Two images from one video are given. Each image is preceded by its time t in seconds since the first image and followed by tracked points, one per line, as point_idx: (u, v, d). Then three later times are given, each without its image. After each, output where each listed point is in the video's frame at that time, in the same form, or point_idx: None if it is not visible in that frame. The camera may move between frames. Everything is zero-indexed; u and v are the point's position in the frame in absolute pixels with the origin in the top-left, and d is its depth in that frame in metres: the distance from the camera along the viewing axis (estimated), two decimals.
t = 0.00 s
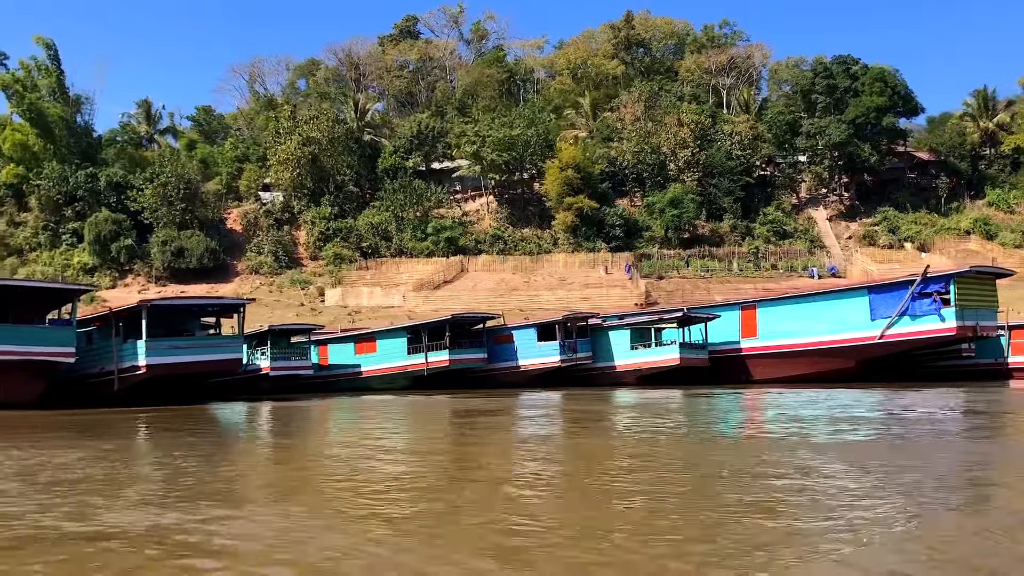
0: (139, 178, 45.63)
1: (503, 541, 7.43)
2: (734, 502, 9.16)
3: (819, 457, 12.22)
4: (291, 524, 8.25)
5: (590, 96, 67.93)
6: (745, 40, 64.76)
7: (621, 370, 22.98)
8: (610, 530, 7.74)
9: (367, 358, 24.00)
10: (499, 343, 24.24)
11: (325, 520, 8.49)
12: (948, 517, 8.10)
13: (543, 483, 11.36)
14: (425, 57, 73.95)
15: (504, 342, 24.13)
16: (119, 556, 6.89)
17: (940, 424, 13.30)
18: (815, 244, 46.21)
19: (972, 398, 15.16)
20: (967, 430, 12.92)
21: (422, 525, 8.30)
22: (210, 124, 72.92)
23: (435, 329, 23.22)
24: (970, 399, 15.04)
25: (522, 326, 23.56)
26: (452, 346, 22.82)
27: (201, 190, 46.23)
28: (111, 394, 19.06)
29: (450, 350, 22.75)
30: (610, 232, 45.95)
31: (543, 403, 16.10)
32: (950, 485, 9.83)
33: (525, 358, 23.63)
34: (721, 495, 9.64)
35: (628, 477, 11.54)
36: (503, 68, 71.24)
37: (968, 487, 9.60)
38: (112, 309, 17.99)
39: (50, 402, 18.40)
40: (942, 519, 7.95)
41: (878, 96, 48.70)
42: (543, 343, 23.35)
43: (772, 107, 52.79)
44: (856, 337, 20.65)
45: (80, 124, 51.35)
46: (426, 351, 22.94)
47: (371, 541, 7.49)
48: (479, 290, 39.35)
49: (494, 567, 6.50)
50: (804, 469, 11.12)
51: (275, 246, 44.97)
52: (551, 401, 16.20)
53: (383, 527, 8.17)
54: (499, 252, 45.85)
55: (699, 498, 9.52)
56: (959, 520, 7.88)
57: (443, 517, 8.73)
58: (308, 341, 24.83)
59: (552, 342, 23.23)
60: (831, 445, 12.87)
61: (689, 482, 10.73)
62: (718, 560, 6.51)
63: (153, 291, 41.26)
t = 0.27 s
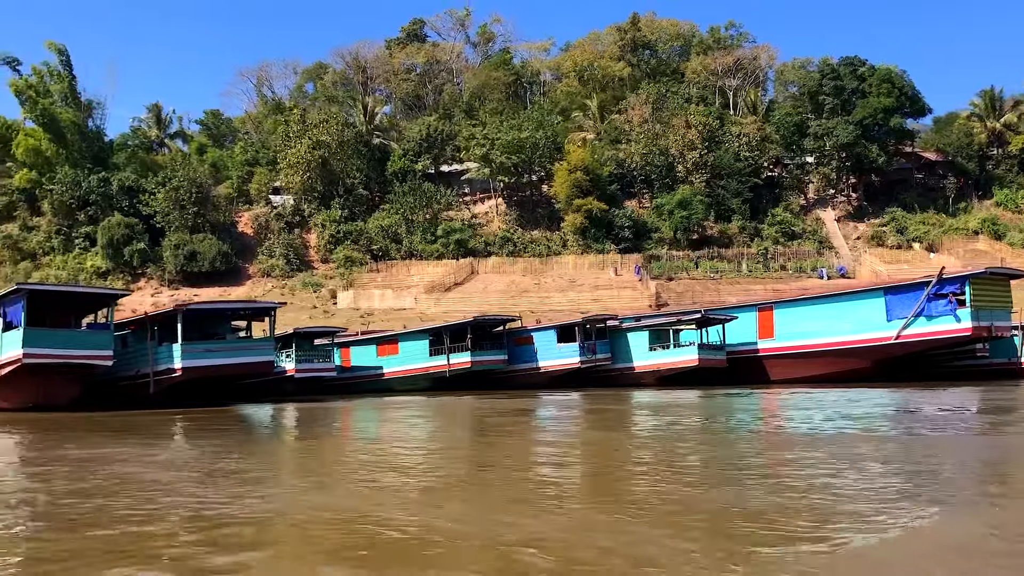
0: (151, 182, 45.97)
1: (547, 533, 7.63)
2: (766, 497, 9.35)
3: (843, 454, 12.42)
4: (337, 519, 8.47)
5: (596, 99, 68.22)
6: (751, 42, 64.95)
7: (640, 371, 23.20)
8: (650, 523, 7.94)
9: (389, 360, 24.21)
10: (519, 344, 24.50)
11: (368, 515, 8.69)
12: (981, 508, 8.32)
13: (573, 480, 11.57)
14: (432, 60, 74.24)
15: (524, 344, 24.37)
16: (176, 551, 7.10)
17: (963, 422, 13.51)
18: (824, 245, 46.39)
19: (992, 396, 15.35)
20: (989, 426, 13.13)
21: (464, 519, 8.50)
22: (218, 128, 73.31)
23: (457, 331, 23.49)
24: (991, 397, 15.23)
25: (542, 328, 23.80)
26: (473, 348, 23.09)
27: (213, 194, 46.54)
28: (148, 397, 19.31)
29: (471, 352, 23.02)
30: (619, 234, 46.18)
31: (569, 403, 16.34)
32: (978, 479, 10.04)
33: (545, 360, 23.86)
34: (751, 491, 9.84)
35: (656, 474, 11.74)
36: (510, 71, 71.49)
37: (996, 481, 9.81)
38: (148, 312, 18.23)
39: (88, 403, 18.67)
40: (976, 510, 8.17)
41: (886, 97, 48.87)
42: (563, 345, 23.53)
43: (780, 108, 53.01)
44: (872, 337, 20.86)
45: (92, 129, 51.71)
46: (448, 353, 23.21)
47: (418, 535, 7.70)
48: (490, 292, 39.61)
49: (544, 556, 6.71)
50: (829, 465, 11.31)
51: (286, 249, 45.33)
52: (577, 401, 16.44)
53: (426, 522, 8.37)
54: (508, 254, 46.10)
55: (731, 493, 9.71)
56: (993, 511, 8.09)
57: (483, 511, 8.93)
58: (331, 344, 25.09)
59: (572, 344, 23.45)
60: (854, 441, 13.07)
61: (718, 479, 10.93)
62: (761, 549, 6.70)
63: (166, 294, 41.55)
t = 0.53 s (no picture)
0: (163, 187, 46.35)
1: (589, 528, 7.82)
2: (798, 495, 9.52)
3: (865, 454, 12.59)
4: (380, 518, 8.66)
5: (603, 104, 68.57)
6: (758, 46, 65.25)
7: (658, 374, 23.38)
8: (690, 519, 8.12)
9: (411, 363, 24.54)
10: (538, 348, 24.73)
11: (409, 514, 8.88)
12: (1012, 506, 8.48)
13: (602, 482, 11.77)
14: (440, 65, 74.64)
15: (543, 347, 24.62)
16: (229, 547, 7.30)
17: (984, 422, 13.66)
18: (832, 248, 46.58)
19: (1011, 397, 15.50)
20: (1010, 427, 13.29)
21: (503, 518, 8.68)
22: (227, 133, 73.78)
23: (478, 334, 23.75)
24: (1009, 399, 15.38)
25: (560, 332, 24.05)
26: (493, 351, 23.36)
27: (224, 199, 46.91)
28: (180, 401, 19.49)
29: (492, 355, 23.29)
30: (628, 238, 46.40)
31: (594, 405, 16.57)
32: (1004, 478, 10.20)
33: (564, 363, 24.09)
34: (781, 488, 10.01)
35: (684, 476, 11.93)
36: (517, 75, 71.83)
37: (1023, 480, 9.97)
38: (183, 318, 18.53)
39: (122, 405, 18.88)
40: (1007, 507, 8.33)
41: (893, 101, 49.11)
42: (582, 348, 23.73)
43: (787, 112, 53.29)
44: (888, 341, 21.00)
45: (104, 135, 52.15)
46: (470, 356, 23.49)
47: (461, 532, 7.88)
48: (501, 296, 39.89)
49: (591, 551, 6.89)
50: (856, 466, 11.46)
51: (298, 254, 45.69)
52: (601, 404, 16.64)
53: (467, 519, 8.55)
54: (518, 258, 46.37)
55: (763, 491, 9.87)
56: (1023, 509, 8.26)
57: (521, 510, 9.10)
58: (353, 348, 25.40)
59: (591, 347, 23.65)
60: (877, 442, 13.25)
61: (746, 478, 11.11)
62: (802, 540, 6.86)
63: (179, 298, 41.87)
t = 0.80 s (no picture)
0: (175, 193, 46.74)
1: (623, 526, 7.98)
2: (824, 495, 9.72)
3: (885, 457, 12.73)
4: (414, 516, 8.83)
5: (609, 109, 68.97)
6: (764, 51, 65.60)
7: (674, 378, 23.57)
8: (721, 518, 8.28)
9: (430, 366, 24.85)
10: (555, 351, 25.22)
11: (442, 513, 9.05)
12: None
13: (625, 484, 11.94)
14: (446, 70, 75.01)
15: (561, 350, 25.07)
16: (273, 545, 7.48)
17: (1001, 425, 13.85)
18: (838, 252, 46.84)
19: None
20: None
21: (539, 516, 8.89)
22: (234, 138, 74.24)
23: (496, 338, 24.04)
24: None
25: (578, 335, 24.47)
26: (512, 354, 23.68)
27: (235, 204, 47.27)
28: (207, 403, 19.83)
29: (511, 358, 23.61)
30: (635, 242, 46.65)
31: (617, 408, 16.81)
32: None
33: (582, 366, 24.55)
34: (805, 489, 10.16)
35: (706, 477, 12.09)
36: (523, 80, 72.19)
37: None
38: (214, 323, 18.92)
39: (152, 406, 19.23)
40: None
41: (899, 107, 49.39)
42: (600, 351, 24.16)
43: (793, 117, 53.62)
44: (901, 344, 21.25)
45: (114, 140, 52.57)
46: (489, 360, 23.83)
47: (498, 530, 8.04)
48: (510, 300, 40.17)
49: (629, 547, 7.05)
50: (878, 467, 11.66)
51: (308, 258, 46.03)
52: (624, 407, 16.89)
53: (500, 518, 8.71)
54: (526, 262, 46.67)
55: (788, 491, 10.03)
56: None
57: (552, 508, 9.28)
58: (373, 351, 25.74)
59: (608, 351, 24.04)
60: (895, 445, 13.40)
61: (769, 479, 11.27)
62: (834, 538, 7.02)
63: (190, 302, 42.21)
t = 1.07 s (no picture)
0: (183, 195, 47.09)
1: (655, 522, 8.19)
2: (845, 492, 9.94)
3: (901, 459, 12.96)
4: (447, 512, 9.03)
5: (613, 112, 69.31)
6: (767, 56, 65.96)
7: (687, 380, 23.69)
8: (750, 514, 8.48)
9: (446, 368, 25.13)
10: (571, 354, 25.56)
11: (475, 510, 9.26)
12: None
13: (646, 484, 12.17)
14: (451, 74, 75.27)
15: (576, 353, 25.43)
16: (316, 536, 7.69)
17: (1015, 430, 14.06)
18: (842, 256, 47.09)
19: None
20: None
21: (571, 513, 9.11)
22: (239, 140, 74.57)
23: (513, 340, 24.29)
24: None
25: (593, 338, 24.81)
26: (528, 357, 23.94)
27: (242, 207, 47.59)
28: (236, 403, 20.14)
29: (526, 360, 23.86)
30: (640, 245, 46.92)
31: (636, 410, 17.03)
32: None
33: (597, 368, 24.86)
34: (826, 488, 10.38)
35: (726, 478, 12.30)
36: (527, 84, 72.52)
37: None
38: (243, 324, 19.16)
39: (185, 407, 19.56)
40: None
41: (903, 111, 49.70)
42: (614, 354, 24.51)
43: (796, 121, 53.94)
44: (911, 347, 21.49)
45: (122, 143, 52.89)
46: (504, 362, 24.09)
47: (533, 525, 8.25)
48: (517, 302, 40.41)
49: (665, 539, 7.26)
50: (895, 467, 11.86)
51: (315, 260, 46.32)
52: (642, 409, 17.11)
53: (532, 514, 8.92)
54: (531, 265, 46.95)
55: (812, 490, 10.22)
56: None
57: (581, 507, 9.49)
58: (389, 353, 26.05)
59: (623, 354, 24.37)
60: (910, 448, 13.62)
61: (789, 479, 11.48)
62: (864, 530, 7.24)
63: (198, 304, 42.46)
